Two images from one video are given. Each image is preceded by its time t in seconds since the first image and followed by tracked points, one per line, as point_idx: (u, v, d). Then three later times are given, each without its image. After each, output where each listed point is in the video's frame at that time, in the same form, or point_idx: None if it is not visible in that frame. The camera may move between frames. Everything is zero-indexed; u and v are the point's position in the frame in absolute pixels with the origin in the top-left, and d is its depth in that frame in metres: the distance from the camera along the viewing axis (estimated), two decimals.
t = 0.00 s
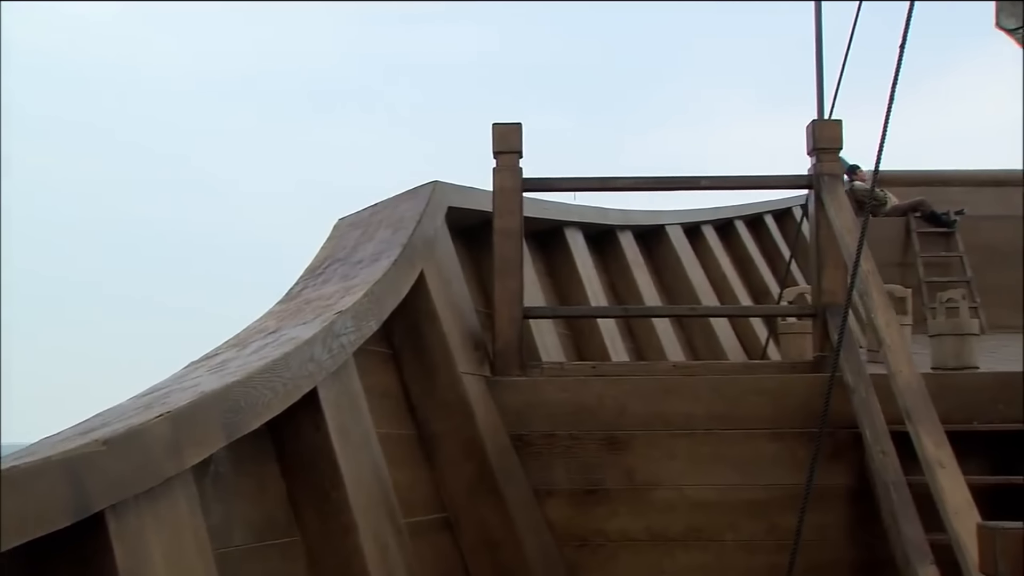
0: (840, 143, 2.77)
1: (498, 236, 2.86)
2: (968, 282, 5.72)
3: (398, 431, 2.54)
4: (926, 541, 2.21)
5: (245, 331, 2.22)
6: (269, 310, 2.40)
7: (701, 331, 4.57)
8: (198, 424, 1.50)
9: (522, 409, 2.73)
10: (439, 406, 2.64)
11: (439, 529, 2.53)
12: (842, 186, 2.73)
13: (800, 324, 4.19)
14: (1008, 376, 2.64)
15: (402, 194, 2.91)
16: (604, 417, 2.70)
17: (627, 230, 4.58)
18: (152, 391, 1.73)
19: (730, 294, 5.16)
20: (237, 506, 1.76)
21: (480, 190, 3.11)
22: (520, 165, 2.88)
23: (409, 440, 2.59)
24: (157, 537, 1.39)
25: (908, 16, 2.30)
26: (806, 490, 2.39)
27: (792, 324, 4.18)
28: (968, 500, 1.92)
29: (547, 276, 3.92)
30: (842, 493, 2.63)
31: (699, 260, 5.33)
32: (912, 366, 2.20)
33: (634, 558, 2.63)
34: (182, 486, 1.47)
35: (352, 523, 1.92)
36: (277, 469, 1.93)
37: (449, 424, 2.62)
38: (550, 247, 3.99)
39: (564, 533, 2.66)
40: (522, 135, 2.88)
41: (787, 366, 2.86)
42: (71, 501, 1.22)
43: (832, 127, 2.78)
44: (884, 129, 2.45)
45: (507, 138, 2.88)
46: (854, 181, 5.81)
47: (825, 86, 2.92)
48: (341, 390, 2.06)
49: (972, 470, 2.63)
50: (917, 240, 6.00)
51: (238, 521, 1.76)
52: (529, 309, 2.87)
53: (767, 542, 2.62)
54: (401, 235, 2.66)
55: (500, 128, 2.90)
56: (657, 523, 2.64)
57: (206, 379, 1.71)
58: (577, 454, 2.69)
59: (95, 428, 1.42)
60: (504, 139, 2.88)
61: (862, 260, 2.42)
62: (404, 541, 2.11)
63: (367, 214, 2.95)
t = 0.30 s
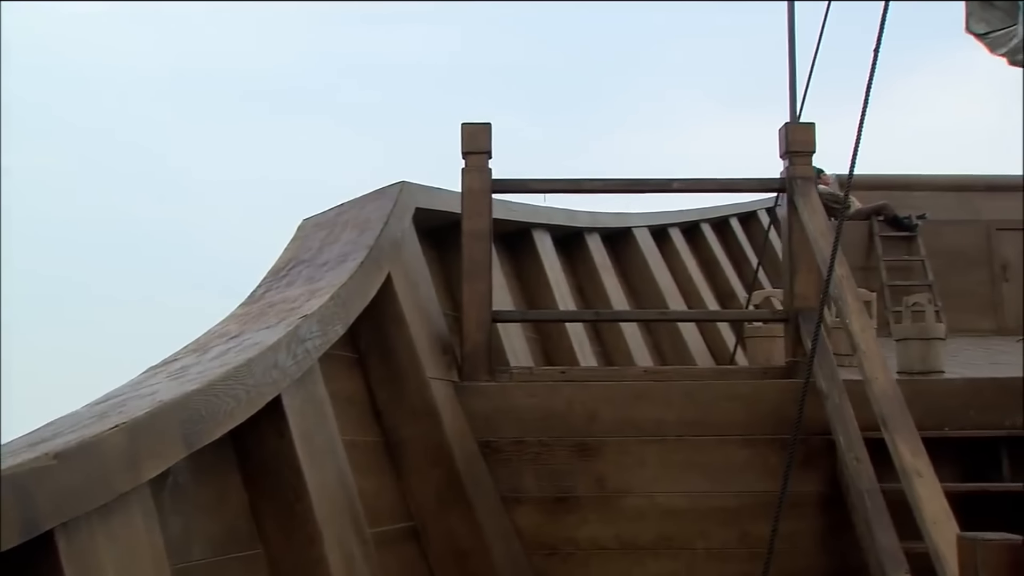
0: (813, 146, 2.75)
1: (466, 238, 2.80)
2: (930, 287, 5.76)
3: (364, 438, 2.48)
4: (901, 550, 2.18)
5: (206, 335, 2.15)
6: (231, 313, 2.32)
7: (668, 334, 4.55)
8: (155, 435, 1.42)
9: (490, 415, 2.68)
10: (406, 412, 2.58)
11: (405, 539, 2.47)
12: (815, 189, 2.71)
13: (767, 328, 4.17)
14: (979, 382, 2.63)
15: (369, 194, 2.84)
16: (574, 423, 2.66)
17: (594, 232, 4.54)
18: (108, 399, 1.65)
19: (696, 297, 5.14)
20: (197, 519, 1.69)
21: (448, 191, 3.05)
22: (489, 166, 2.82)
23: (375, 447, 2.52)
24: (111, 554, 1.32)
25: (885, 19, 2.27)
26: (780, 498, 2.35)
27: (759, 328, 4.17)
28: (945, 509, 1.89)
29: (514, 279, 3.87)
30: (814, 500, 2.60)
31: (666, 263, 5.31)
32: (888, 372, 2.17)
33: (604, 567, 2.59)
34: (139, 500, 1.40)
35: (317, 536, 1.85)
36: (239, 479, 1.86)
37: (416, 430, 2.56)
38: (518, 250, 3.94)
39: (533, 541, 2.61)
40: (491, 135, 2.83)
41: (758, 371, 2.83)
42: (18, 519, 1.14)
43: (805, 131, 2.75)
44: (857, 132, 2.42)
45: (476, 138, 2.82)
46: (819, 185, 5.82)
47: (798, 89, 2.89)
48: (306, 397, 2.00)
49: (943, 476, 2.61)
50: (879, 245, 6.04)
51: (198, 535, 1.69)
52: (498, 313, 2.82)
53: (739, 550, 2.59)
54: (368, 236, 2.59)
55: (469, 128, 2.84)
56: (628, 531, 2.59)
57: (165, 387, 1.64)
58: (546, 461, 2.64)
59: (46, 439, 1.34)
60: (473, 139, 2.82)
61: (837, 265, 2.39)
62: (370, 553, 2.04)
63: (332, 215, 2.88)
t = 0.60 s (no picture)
0: (791, 149, 2.72)
1: (440, 240, 2.74)
2: (899, 290, 5.78)
3: (335, 445, 2.42)
4: (882, 557, 2.15)
5: (173, 339, 2.08)
6: (198, 316, 2.26)
7: (641, 337, 4.51)
8: (118, 445, 1.36)
9: (464, 420, 2.62)
10: (378, 418, 2.52)
11: (376, 547, 2.41)
12: (793, 190, 2.69)
13: (740, 331, 4.15)
14: (955, 387, 2.62)
15: (341, 194, 2.78)
16: (549, 429, 2.61)
17: (567, 234, 4.51)
18: (69, 406, 1.58)
19: (669, 300, 5.12)
20: (163, 531, 1.63)
21: (421, 192, 2.99)
22: (463, 166, 2.77)
23: (347, 453, 2.46)
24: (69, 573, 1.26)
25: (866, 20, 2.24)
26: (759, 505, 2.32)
27: (733, 331, 4.14)
28: (928, 517, 1.86)
29: (487, 281, 3.82)
30: (792, 507, 2.57)
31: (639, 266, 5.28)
32: (869, 378, 2.14)
33: None
34: (100, 514, 1.34)
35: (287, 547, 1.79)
36: (207, 489, 1.80)
37: (389, 435, 2.50)
38: (490, 252, 3.89)
39: (508, 549, 2.56)
40: (466, 135, 2.78)
41: (735, 376, 2.80)
42: None
43: (783, 133, 2.72)
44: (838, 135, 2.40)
45: (450, 138, 2.77)
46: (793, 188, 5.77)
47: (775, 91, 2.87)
48: (276, 403, 1.93)
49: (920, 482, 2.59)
50: (849, 248, 6.05)
51: (163, 547, 1.62)
52: (472, 316, 2.76)
53: (716, 557, 2.55)
54: (340, 237, 2.53)
55: (444, 128, 2.79)
56: (603, 539, 2.55)
57: (129, 394, 1.58)
58: (521, 467, 2.59)
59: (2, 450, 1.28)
60: (447, 139, 2.77)
61: (817, 269, 2.36)
62: (342, 564, 1.98)
63: (303, 215, 2.82)
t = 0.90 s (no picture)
0: (769, 152, 2.69)
1: (411, 243, 2.68)
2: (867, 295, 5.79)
3: (302, 454, 2.35)
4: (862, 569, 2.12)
5: (134, 345, 2.00)
6: (161, 321, 2.18)
7: (612, 342, 4.47)
8: (75, 460, 1.29)
9: (435, 428, 2.56)
10: (347, 426, 2.45)
11: (344, 559, 2.34)
12: (770, 195, 2.64)
13: (711, 336, 4.12)
14: (932, 394, 2.59)
15: (309, 195, 2.71)
16: (522, 437, 2.55)
17: (537, 237, 4.46)
18: (23, 416, 1.50)
19: (638, 304, 5.08)
20: (122, 547, 1.55)
21: (391, 194, 2.93)
22: (435, 168, 2.71)
23: (314, 462, 2.39)
24: None
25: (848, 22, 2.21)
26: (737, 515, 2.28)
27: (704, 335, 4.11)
28: (912, 530, 1.83)
29: (457, 284, 3.75)
30: (769, 517, 2.53)
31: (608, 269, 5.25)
32: (849, 386, 2.11)
33: None
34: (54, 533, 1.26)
35: (253, 563, 1.72)
36: (169, 503, 1.72)
37: (358, 444, 2.43)
38: (460, 255, 3.84)
39: (480, 560, 2.50)
40: (439, 136, 2.72)
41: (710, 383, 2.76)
42: None
43: (760, 136, 2.69)
44: (818, 138, 2.36)
45: (422, 138, 2.71)
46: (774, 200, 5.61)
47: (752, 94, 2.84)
48: (242, 412, 1.86)
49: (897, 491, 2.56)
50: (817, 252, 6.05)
51: (122, 565, 1.55)
52: (444, 321, 2.70)
53: (692, 568, 2.51)
54: (308, 240, 2.46)
55: (416, 128, 2.72)
56: (577, 549, 2.49)
57: (88, 403, 1.50)
58: (493, 476, 2.53)
59: None
60: (420, 140, 2.71)
61: (796, 275, 2.32)
62: None
63: (269, 217, 2.74)
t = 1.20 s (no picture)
0: (752, 154, 2.66)
1: (388, 245, 2.62)
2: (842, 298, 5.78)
3: (276, 461, 2.28)
4: None
5: (102, 349, 1.93)
6: (129, 324, 2.11)
7: (589, 345, 4.43)
8: (37, 473, 1.22)
9: (412, 434, 2.50)
10: (322, 432, 2.38)
11: (319, 569, 2.28)
12: (753, 198, 2.61)
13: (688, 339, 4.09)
14: (916, 400, 2.57)
15: (284, 196, 2.64)
16: (501, 443, 2.50)
17: (514, 239, 4.41)
18: None
19: (614, 307, 5.04)
20: (87, 561, 1.49)
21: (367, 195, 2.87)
22: (413, 168, 2.66)
23: (288, 469, 2.32)
24: None
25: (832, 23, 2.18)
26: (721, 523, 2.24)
27: (681, 339, 4.08)
28: (901, 540, 1.79)
29: (433, 286, 3.70)
30: (751, 524, 2.49)
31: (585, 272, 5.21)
32: (836, 392, 2.07)
33: None
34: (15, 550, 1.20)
35: None
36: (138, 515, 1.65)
37: (333, 451, 2.37)
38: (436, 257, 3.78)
39: (457, 569, 2.44)
40: (417, 136, 2.67)
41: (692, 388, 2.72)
42: None
43: (743, 138, 2.66)
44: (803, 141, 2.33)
45: (400, 138, 2.65)
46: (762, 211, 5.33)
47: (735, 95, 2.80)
48: (214, 419, 1.80)
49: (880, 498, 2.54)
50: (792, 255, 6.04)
51: None
52: (421, 325, 2.65)
53: None
54: (283, 241, 2.40)
55: (394, 127, 2.67)
56: (557, 558, 2.45)
57: (53, 411, 1.43)
58: (472, 483, 2.48)
59: None
60: (397, 139, 2.66)
61: (781, 279, 2.29)
62: None
63: (243, 218, 2.68)
